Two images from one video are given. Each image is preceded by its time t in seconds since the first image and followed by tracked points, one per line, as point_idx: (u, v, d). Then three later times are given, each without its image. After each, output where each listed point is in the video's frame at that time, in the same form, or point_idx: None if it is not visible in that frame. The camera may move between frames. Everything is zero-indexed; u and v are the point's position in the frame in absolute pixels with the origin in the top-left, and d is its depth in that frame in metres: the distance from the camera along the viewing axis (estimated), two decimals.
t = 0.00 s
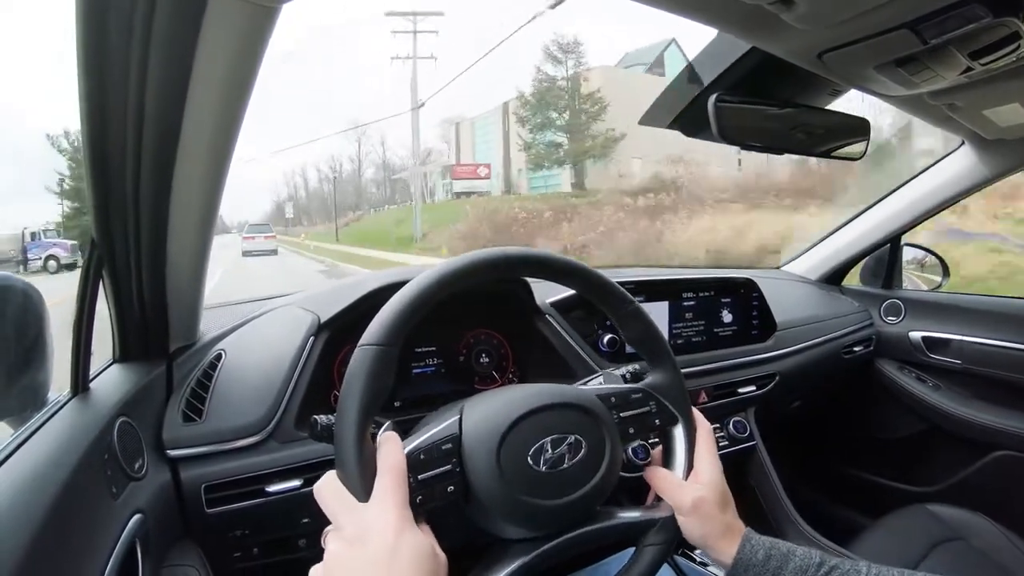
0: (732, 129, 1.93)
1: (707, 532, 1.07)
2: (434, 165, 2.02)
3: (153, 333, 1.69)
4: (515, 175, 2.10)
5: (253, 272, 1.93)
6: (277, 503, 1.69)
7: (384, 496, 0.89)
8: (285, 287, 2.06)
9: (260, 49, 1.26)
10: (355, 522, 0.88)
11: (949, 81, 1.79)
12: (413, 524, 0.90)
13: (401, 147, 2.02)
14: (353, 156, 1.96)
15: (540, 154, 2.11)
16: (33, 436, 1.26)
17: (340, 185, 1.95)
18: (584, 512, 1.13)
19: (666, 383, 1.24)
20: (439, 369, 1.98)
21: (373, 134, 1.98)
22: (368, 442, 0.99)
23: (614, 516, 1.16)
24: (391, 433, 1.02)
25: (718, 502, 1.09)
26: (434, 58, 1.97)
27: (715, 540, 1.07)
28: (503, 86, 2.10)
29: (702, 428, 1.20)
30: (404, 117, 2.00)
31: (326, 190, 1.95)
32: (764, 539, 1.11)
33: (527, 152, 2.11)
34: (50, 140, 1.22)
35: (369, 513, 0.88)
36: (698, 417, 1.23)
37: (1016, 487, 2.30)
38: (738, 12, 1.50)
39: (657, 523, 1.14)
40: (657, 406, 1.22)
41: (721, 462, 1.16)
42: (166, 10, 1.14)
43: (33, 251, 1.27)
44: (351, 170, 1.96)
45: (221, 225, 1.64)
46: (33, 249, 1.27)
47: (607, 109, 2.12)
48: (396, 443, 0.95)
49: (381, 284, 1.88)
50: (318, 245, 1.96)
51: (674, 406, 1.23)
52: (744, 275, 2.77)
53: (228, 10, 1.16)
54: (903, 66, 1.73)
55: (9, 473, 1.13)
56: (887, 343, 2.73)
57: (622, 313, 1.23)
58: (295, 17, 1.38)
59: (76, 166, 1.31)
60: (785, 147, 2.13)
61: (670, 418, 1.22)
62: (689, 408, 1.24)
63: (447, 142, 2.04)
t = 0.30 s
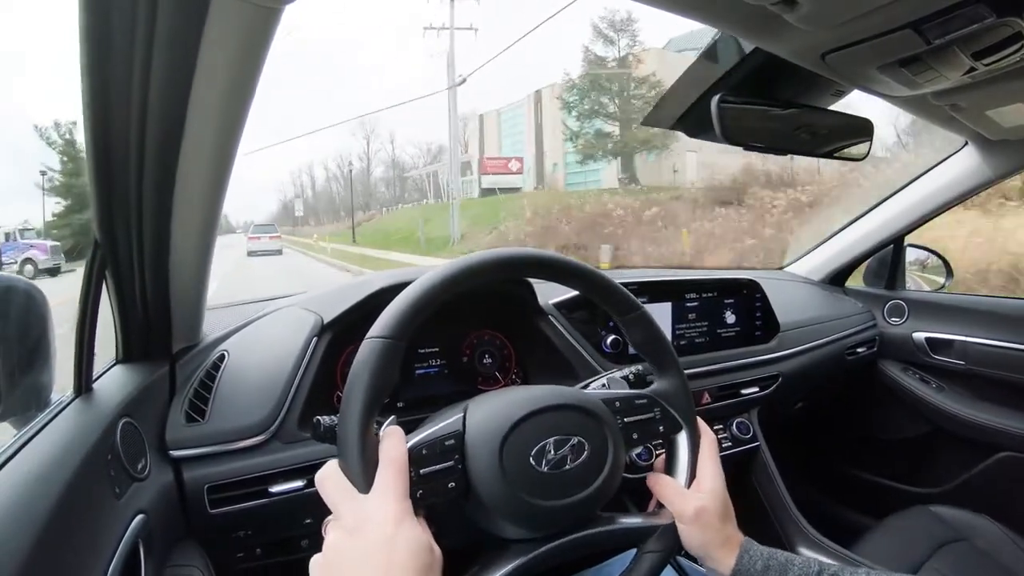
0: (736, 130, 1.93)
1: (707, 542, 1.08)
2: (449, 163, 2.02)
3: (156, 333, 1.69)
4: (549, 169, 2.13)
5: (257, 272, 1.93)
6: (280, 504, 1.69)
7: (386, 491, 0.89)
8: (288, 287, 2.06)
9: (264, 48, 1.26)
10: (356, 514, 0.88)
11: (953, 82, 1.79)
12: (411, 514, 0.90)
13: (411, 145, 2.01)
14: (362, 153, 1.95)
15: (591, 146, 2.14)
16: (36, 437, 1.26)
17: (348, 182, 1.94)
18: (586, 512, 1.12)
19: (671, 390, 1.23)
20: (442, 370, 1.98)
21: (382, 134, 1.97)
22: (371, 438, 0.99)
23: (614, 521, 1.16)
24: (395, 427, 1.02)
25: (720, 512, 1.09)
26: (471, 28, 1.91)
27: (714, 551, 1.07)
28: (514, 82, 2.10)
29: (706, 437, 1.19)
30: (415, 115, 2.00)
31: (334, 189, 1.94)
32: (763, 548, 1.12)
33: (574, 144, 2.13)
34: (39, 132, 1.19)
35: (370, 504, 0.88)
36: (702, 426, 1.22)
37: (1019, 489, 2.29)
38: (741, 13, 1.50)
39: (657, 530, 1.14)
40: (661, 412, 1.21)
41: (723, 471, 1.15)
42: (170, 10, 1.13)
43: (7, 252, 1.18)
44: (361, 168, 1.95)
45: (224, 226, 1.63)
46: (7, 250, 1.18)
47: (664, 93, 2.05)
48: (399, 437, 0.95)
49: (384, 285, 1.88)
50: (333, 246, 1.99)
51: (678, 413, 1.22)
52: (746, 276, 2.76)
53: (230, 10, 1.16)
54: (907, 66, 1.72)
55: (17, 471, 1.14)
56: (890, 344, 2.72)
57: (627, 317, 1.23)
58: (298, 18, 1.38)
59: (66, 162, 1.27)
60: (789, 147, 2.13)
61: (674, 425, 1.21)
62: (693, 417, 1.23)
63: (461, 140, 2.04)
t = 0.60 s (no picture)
0: (738, 129, 1.92)
1: (709, 543, 1.07)
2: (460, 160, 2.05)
3: (159, 334, 1.69)
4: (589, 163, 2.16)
5: (260, 273, 1.93)
6: (283, 504, 1.69)
7: (389, 489, 0.89)
8: (292, 287, 2.06)
9: (267, 48, 1.26)
10: (359, 511, 0.88)
11: (954, 80, 1.79)
12: (414, 513, 0.90)
13: (419, 142, 2.01)
14: (369, 150, 1.94)
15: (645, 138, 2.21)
16: (40, 437, 1.26)
17: (355, 180, 1.95)
18: (589, 512, 1.12)
19: (675, 391, 1.23)
20: (445, 370, 1.98)
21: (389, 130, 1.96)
22: (375, 436, 0.99)
23: (617, 521, 1.16)
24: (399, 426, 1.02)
25: (722, 514, 1.09)
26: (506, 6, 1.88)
27: (716, 553, 1.07)
28: (538, 75, 2.04)
29: (710, 439, 1.19)
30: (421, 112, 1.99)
31: (340, 187, 1.96)
32: (765, 549, 1.12)
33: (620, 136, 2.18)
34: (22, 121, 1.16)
35: (372, 502, 0.88)
36: (705, 427, 1.21)
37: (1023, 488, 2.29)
38: (742, 12, 1.50)
39: (659, 532, 1.14)
40: (665, 413, 1.20)
41: (726, 473, 1.15)
42: (172, 11, 1.13)
43: None
44: (367, 166, 1.95)
45: (226, 226, 1.63)
46: None
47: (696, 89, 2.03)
48: (403, 435, 0.94)
49: (387, 286, 1.88)
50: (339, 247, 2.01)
51: (682, 415, 1.21)
52: (749, 275, 2.76)
53: (233, 11, 1.16)
54: (908, 65, 1.72)
55: (24, 472, 1.14)
56: (894, 343, 2.72)
57: (631, 317, 1.23)
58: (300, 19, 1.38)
59: (54, 154, 1.24)
60: (791, 146, 2.13)
61: (677, 426, 1.20)
62: (697, 419, 1.22)
63: (471, 136, 2.05)
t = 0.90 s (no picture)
0: (740, 129, 1.92)
1: (711, 545, 1.07)
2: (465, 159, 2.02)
3: (162, 334, 1.68)
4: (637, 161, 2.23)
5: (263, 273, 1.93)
6: (285, 503, 1.69)
7: (390, 489, 0.89)
8: (294, 287, 2.06)
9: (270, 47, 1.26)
10: (361, 510, 0.88)
11: (957, 81, 1.79)
12: (415, 512, 0.90)
13: (428, 139, 2.00)
14: (377, 149, 1.94)
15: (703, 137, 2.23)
16: (43, 436, 1.26)
17: (361, 178, 1.94)
18: (591, 512, 1.12)
19: (677, 392, 1.23)
20: (448, 370, 1.98)
21: (397, 126, 1.96)
22: (377, 436, 0.99)
23: (619, 522, 1.16)
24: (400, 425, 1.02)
25: (724, 516, 1.09)
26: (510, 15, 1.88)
27: (718, 555, 1.07)
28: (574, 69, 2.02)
29: (712, 440, 1.19)
30: (429, 111, 1.97)
31: (345, 186, 1.94)
32: (766, 551, 1.12)
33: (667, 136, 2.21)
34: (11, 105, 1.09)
35: (374, 502, 0.88)
36: (708, 429, 1.21)
37: None
38: (745, 12, 1.49)
39: (661, 533, 1.14)
40: (668, 414, 1.20)
41: (728, 475, 1.15)
42: (176, 9, 1.14)
43: None
44: (373, 163, 1.95)
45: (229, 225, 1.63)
46: None
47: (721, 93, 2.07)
48: (404, 435, 0.94)
49: (390, 286, 1.89)
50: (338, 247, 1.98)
51: (684, 416, 1.21)
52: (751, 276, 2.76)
53: (236, 10, 1.16)
54: (911, 65, 1.72)
55: (26, 471, 1.14)
56: (896, 343, 2.71)
57: (633, 318, 1.23)
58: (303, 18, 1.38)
59: (36, 145, 1.16)
60: (793, 147, 2.13)
61: (679, 427, 1.20)
62: (699, 420, 1.22)
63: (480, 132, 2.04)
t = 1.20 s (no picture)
0: (743, 130, 1.92)
1: (711, 548, 1.07)
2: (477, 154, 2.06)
3: (163, 334, 1.68)
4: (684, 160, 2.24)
5: (265, 272, 1.94)
6: (286, 503, 1.69)
7: (390, 487, 0.89)
8: (296, 287, 2.06)
9: (273, 43, 1.28)
10: (361, 508, 0.88)
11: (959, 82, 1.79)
12: (416, 511, 0.90)
13: (437, 137, 2.03)
14: (382, 147, 1.96)
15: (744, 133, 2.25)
16: (45, 433, 1.26)
17: (369, 175, 1.97)
18: (592, 513, 1.12)
19: (679, 393, 1.23)
20: (449, 370, 1.98)
21: (404, 123, 1.99)
22: (377, 436, 0.99)
23: (619, 523, 1.16)
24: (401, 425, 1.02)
25: (725, 518, 1.08)
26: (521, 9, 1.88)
27: (718, 557, 1.06)
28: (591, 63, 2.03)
29: (713, 442, 1.19)
30: (442, 104, 2.01)
31: (353, 183, 1.97)
32: (766, 553, 1.12)
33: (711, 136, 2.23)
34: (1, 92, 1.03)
35: (374, 499, 0.88)
36: (709, 431, 1.21)
37: None
38: (748, 12, 1.49)
39: (662, 534, 1.14)
40: (669, 415, 1.20)
41: (729, 477, 1.14)
42: (179, 6, 1.15)
43: None
44: (379, 161, 1.96)
45: (231, 225, 1.64)
46: None
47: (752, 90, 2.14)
48: (405, 433, 0.94)
49: (392, 286, 1.89)
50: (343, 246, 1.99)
51: (685, 417, 1.21)
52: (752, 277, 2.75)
53: (238, 7, 1.17)
54: (914, 67, 1.72)
55: (28, 469, 1.14)
56: (897, 345, 2.71)
57: (635, 319, 1.23)
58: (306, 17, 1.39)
59: (12, 133, 1.07)
60: (796, 148, 2.12)
61: (681, 429, 1.20)
62: (700, 422, 1.22)
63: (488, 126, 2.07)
